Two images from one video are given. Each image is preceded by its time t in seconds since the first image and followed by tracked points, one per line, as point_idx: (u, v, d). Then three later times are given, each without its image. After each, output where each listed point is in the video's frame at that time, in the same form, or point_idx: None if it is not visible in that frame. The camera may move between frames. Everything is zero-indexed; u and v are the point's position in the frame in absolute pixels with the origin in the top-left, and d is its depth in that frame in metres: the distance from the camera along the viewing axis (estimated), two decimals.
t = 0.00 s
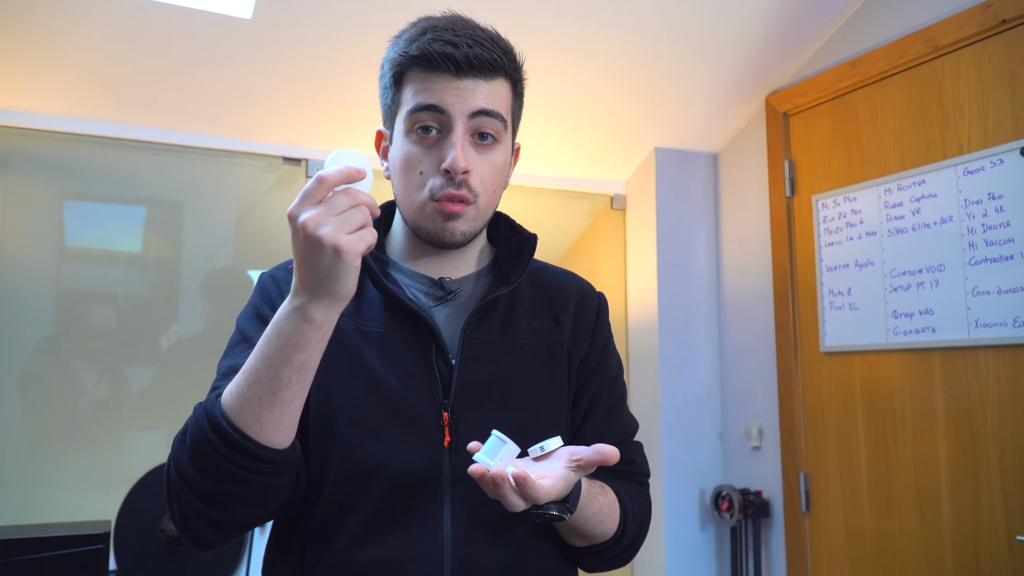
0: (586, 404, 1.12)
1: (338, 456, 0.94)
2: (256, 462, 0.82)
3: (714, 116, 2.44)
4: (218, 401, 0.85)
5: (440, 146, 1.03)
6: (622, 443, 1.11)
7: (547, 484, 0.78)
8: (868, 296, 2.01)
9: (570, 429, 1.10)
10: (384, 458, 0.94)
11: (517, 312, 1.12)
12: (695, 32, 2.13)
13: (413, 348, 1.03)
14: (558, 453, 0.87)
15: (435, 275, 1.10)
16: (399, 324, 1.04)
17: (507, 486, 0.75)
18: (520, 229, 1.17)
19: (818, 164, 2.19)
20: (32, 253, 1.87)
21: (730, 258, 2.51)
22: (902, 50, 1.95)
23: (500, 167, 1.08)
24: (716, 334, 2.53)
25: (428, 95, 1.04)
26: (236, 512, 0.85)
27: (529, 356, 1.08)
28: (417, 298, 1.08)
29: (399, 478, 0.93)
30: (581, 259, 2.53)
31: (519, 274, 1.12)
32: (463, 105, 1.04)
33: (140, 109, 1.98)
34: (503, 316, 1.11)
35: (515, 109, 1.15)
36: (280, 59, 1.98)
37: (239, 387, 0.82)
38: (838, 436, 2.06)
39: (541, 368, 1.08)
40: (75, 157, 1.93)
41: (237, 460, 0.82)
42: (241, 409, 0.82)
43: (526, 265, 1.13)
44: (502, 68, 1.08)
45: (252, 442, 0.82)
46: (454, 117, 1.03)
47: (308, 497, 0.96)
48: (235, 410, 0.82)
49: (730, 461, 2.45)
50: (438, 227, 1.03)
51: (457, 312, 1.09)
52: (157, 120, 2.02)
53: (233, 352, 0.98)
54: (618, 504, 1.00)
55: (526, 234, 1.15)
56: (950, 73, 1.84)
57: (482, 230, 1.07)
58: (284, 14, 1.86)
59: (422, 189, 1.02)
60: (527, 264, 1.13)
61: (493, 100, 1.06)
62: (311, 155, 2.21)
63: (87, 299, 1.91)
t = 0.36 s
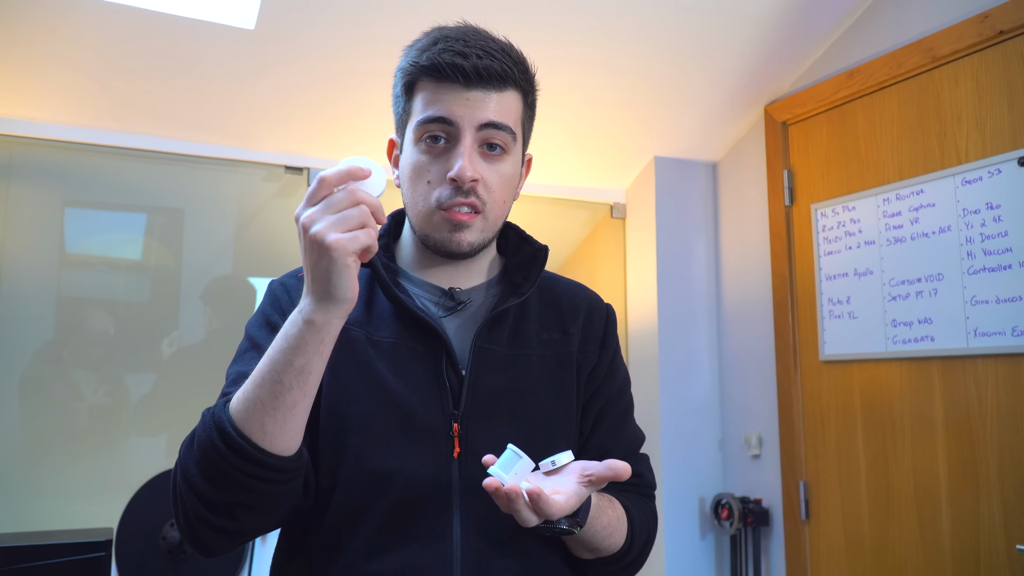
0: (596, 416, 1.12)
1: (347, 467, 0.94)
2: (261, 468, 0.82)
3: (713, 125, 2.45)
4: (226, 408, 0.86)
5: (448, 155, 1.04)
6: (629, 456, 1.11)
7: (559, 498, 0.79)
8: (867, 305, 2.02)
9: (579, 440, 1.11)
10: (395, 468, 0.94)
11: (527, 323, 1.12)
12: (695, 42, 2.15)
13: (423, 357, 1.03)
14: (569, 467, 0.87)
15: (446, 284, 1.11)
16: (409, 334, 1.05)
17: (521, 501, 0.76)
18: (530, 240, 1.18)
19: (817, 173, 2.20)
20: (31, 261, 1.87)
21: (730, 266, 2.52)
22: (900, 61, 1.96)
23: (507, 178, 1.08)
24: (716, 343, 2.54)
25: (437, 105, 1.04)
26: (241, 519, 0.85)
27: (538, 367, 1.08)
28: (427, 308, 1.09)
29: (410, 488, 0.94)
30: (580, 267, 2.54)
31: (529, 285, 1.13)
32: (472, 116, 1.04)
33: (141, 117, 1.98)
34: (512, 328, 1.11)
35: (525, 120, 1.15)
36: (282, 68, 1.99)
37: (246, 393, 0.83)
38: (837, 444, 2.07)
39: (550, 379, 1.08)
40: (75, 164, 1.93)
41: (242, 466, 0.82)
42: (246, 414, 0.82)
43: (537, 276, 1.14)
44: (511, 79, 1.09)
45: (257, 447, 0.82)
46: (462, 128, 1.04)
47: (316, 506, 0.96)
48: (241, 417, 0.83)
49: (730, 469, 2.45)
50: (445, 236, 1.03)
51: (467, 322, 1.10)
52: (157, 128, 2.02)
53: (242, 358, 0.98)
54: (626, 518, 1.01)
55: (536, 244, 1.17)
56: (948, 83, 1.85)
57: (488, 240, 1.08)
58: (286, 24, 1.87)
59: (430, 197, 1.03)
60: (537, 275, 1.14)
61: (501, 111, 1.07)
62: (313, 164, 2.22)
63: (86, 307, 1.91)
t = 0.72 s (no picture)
0: (609, 423, 1.12)
1: (353, 476, 0.94)
2: (262, 487, 0.80)
3: (711, 132, 2.46)
4: (245, 412, 0.82)
5: (432, 153, 1.03)
6: (644, 463, 1.11)
7: (558, 513, 0.78)
8: (865, 312, 2.03)
9: (593, 448, 1.11)
10: (401, 478, 0.94)
11: (538, 328, 1.13)
12: (694, 50, 2.15)
13: (433, 364, 1.04)
14: (573, 477, 0.86)
15: (457, 290, 1.12)
16: (419, 340, 1.05)
17: (518, 514, 0.75)
18: (544, 243, 1.18)
19: (815, 180, 2.20)
20: (30, 269, 1.87)
21: (728, 274, 2.53)
22: (898, 69, 1.97)
23: (497, 176, 1.05)
24: (715, 349, 2.55)
25: (423, 102, 1.04)
26: (233, 526, 0.84)
27: (550, 374, 1.08)
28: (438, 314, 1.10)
29: (417, 498, 0.94)
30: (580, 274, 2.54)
31: (541, 290, 1.13)
32: (455, 112, 1.03)
33: (141, 125, 1.98)
34: (524, 333, 1.12)
35: (523, 118, 1.13)
36: (283, 77, 1.99)
37: (264, 403, 0.80)
38: (836, 450, 2.08)
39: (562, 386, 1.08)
40: (76, 172, 1.94)
41: (242, 481, 0.80)
42: (259, 428, 0.79)
43: (548, 281, 1.14)
44: (500, 75, 1.07)
45: (261, 464, 0.79)
46: (445, 124, 1.03)
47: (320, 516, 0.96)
48: (255, 429, 0.79)
49: (728, 476, 2.46)
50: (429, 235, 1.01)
51: (477, 327, 1.11)
52: (157, 135, 2.02)
53: (253, 349, 0.98)
54: (637, 526, 1.00)
55: (548, 248, 1.16)
56: (946, 92, 1.86)
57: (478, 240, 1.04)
58: (288, 34, 1.88)
59: (413, 196, 1.02)
60: (548, 279, 1.15)
61: (488, 106, 1.05)
62: (314, 171, 2.22)
63: (86, 313, 1.91)
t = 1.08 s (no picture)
0: (646, 426, 1.10)
1: (381, 482, 0.94)
2: (298, 490, 0.80)
3: (709, 136, 2.46)
4: (282, 416, 0.83)
5: (443, 147, 1.02)
6: (683, 470, 1.08)
7: (588, 524, 0.78)
8: (864, 315, 2.03)
9: (628, 452, 1.09)
10: (427, 483, 0.94)
11: (570, 329, 1.11)
12: (691, 54, 2.16)
13: (458, 367, 1.03)
14: (605, 485, 0.85)
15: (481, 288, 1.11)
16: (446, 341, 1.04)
17: (544, 525, 0.75)
18: (578, 241, 1.17)
19: (815, 184, 2.21)
20: (29, 274, 1.87)
21: (728, 277, 2.53)
22: (896, 73, 1.97)
23: (510, 168, 1.03)
24: (714, 353, 2.55)
25: (433, 94, 1.03)
26: (259, 532, 0.84)
27: (582, 376, 1.07)
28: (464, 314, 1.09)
29: (441, 504, 0.93)
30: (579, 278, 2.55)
31: (571, 290, 1.12)
32: (464, 102, 1.01)
33: (140, 130, 1.99)
34: (555, 334, 1.10)
35: (542, 105, 1.10)
36: (281, 82, 1.99)
37: (303, 408, 0.81)
38: (835, 453, 2.08)
39: (594, 388, 1.07)
40: (74, 177, 1.93)
41: (278, 484, 0.80)
42: (299, 431, 0.80)
43: (579, 280, 1.13)
44: (512, 61, 1.04)
45: (300, 465, 0.80)
46: (455, 117, 1.01)
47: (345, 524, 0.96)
48: (294, 432, 0.81)
49: (728, 479, 2.46)
50: (440, 231, 1.01)
51: (504, 327, 1.10)
52: (155, 141, 2.02)
53: (273, 357, 0.99)
54: (676, 535, 0.98)
55: (580, 247, 1.15)
56: (944, 96, 1.86)
57: (492, 235, 1.03)
58: (286, 39, 1.88)
59: (425, 192, 1.02)
60: (580, 278, 1.13)
61: (498, 96, 1.03)
62: (313, 176, 2.22)
63: (85, 319, 1.91)
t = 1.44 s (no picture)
0: (657, 431, 1.09)
1: (385, 488, 0.94)
2: (278, 502, 0.83)
3: (709, 138, 2.46)
4: (269, 427, 0.85)
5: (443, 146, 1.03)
6: (694, 475, 1.07)
7: (584, 528, 0.76)
8: (864, 318, 2.02)
9: (640, 457, 1.08)
10: (432, 488, 0.93)
11: (580, 332, 1.10)
12: (691, 56, 2.16)
13: (465, 372, 1.03)
14: (607, 489, 0.85)
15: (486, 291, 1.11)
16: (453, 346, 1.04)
17: (537, 528, 0.74)
18: (588, 245, 1.16)
19: (814, 186, 2.20)
20: (27, 276, 1.87)
21: (727, 280, 2.53)
22: (895, 75, 1.97)
23: (510, 167, 1.03)
24: (714, 356, 2.55)
25: (436, 95, 1.04)
26: (236, 540, 0.86)
27: (591, 380, 1.06)
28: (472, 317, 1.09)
29: (446, 509, 0.92)
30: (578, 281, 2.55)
31: (581, 293, 1.11)
32: (463, 102, 1.02)
33: (139, 132, 1.99)
34: (564, 337, 1.10)
35: (546, 105, 1.09)
36: (279, 84, 1.99)
37: (290, 419, 0.84)
38: (835, 455, 2.07)
39: (604, 392, 1.06)
40: (73, 178, 1.94)
41: (258, 497, 0.82)
42: (282, 442, 0.82)
43: (588, 283, 1.12)
44: (512, 61, 1.04)
45: (281, 479, 0.82)
46: (454, 117, 1.02)
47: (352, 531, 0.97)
48: (278, 443, 0.83)
49: (728, 482, 2.46)
50: (441, 231, 1.01)
51: (513, 330, 1.10)
52: (154, 142, 2.02)
53: (275, 363, 1.00)
54: (687, 541, 0.97)
55: (591, 249, 1.14)
56: (943, 98, 1.86)
57: (493, 234, 1.02)
58: (285, 41, 1.88)
59: (427, 192, 1.03)
60: (590, 282, 1.12)
61: (497, 95, 1.03)
62: (311, 178, 2.22)
63: (84, 320, 1.91)
